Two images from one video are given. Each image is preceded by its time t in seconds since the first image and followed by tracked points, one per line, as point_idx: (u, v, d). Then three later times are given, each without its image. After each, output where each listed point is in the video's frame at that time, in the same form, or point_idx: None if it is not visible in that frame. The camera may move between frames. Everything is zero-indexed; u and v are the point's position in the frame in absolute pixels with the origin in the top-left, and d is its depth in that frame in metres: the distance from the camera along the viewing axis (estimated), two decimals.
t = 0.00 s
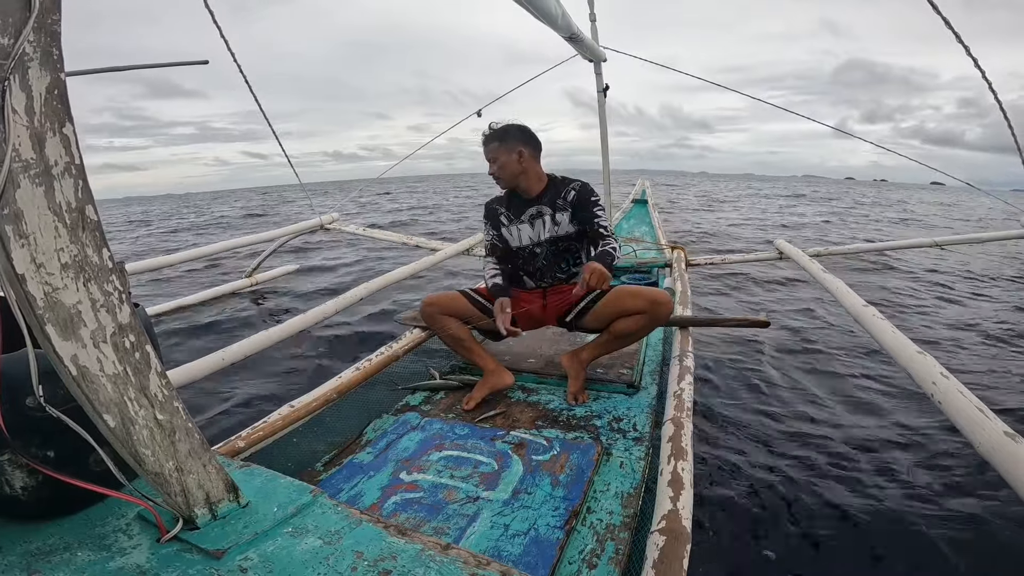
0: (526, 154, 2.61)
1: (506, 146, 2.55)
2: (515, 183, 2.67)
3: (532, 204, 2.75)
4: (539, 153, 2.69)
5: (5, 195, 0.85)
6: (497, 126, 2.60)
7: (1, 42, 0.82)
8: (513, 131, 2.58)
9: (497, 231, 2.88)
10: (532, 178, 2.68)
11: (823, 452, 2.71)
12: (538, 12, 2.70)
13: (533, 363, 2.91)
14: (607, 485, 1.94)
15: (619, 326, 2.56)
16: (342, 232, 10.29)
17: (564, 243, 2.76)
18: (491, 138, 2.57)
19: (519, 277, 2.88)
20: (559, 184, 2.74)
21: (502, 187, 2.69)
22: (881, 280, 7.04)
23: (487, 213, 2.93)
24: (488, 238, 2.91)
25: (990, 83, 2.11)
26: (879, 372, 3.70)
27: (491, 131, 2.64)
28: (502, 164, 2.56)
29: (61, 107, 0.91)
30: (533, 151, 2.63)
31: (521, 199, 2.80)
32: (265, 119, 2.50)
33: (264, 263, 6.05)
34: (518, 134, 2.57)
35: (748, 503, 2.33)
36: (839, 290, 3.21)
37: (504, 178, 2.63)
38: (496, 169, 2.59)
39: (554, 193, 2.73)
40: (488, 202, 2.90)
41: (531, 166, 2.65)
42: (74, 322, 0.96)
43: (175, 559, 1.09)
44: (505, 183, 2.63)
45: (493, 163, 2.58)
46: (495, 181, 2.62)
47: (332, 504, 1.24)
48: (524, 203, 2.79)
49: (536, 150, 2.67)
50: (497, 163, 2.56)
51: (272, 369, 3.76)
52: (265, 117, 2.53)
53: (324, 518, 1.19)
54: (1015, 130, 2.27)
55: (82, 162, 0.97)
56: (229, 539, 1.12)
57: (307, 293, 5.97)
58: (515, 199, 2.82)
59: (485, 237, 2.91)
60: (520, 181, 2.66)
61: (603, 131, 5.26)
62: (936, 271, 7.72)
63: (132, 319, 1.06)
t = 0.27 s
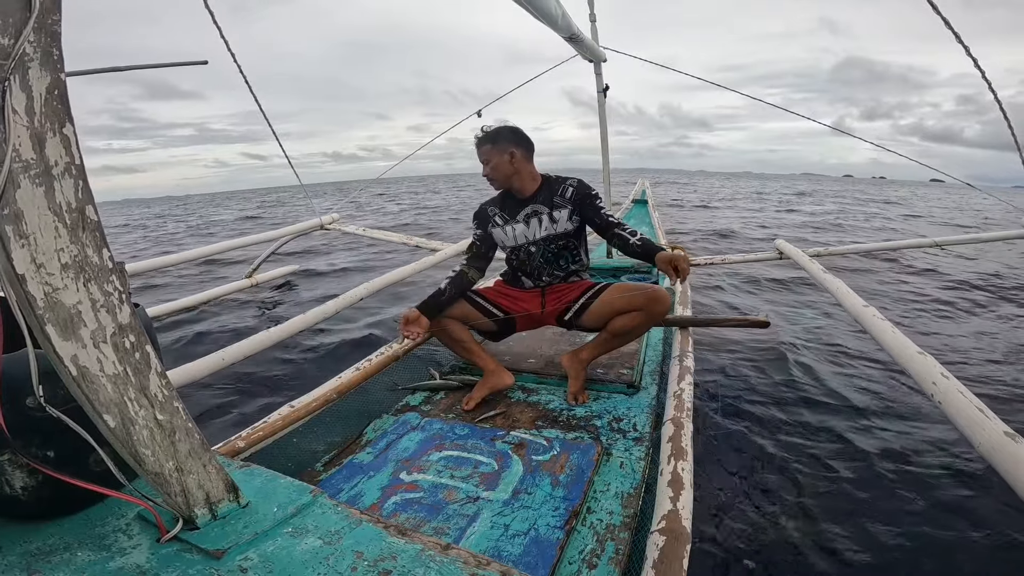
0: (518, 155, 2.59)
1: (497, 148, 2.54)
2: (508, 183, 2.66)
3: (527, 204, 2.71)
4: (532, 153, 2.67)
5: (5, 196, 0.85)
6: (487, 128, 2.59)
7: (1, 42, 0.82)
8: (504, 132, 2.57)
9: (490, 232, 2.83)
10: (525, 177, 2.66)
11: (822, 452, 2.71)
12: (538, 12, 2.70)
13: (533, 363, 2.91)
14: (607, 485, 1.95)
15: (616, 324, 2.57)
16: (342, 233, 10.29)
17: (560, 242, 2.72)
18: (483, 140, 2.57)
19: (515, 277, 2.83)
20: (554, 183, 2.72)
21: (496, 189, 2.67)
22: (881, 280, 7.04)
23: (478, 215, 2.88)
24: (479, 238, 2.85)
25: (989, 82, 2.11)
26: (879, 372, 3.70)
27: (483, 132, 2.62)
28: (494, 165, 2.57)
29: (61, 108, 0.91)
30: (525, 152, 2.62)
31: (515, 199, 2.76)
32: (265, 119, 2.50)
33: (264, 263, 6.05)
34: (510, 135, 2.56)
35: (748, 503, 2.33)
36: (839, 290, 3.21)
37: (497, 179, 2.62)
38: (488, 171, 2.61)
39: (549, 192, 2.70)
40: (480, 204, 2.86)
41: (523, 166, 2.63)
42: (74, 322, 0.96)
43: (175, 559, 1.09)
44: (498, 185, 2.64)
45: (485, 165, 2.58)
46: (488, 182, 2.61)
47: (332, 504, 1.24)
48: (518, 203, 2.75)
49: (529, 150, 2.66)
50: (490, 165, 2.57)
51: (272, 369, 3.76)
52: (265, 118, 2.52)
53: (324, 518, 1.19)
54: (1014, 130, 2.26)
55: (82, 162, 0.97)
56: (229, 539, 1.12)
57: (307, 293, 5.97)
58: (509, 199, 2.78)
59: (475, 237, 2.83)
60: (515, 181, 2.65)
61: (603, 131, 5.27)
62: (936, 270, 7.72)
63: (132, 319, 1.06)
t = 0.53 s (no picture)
0: (515, 156, 2.60)
1: (494, 150, 2.57)
2: (506, 184, 2.68)
3: (523, 203, 2.78)
4: (529, 153, 2.69)
5: (5, 195, 0.85)
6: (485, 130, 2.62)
7: (0, 42, 0.82)
8: (501, 134, 2.58)
9: (491, 232, 2.91)
10: (523, 177, 2.68)
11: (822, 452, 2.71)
12: (537, 12, 2.70)
13: (533, 363, 2.91)
14: (607, 485, 1.94)
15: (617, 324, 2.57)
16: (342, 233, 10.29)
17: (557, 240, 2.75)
18: (480, 141, 2.59)
19: (515, 275, 2.86)
20: (550, 183, 2.77)
21: (494, 189, 2.70)
22: (881, 279, 7.04)
23: (481, 215, 2.97)
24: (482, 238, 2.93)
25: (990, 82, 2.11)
26: (880, 372, 3.70)
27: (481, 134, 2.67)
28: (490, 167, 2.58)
29: (60, 108, 0.91)
30: (521, 152, 2.63)
31: (513, 199, 2.83)
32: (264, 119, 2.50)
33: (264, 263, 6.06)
34: (506, 136, 2.58)
35: (748, 503, 2.33)
36: (839, 290, 3.21)
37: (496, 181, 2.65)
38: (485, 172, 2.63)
39: (545, 191, 2.75)
40: (481, 205, 2.93)
41: (520, 167, 2.65)
42: (74, 322, 0.96)
43: (175, 559, 1.09)
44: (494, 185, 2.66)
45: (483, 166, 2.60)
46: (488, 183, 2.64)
47: (332, 504, 1.24)
48: (516, 203, 2.81)
49: (525, 151, 2.67)
50: (486, 166, 2.58)
51: (272, 369, 3.76)
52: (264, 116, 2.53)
53: (324, 518, 1.19)
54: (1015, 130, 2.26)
55: (82, 162, 0.97)
56: (229, 539, 1.12)
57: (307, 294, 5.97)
58: (508, 199, 2.85)
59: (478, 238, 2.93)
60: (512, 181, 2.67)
61: (603, 132, 5.27)
62: (937, 270, 7.71)
63: (132, 319, 1.06)
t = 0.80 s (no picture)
0: (528, 152, 2.61)
1: (507, 146, 2.57)
2: (516, 180, 2.70)
3: (529, 199, 2.80)
4: (541, 150, 2.70)
5: (5, 195, 0.85)
6: (492, 128, 2.60)
7: (0, 41, 0.82)
8: (512, 132, 2.57)
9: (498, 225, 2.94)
10: (532, 175, 2.70)
11: (821, 452, 2.71)
12: (537, 12, 2.70)
13: (533, 363, 2.91)
14: (607, 485, 1.94)
15: (615, 324, 2.57)
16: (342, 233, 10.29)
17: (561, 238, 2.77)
18: (491, 137, 2.58)
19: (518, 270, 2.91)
20: (554, 180, 2.77)
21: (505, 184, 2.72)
22: (881, 280, 7.04)
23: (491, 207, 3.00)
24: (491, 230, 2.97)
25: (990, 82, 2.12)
26: (880, 372, 3.69)
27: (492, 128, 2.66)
28: (503, 163, 2.59)
29: (60, 107, 0.91)
30: (533, 149, 2.64)
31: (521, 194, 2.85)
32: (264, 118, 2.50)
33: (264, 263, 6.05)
34: (518, 134, 2.57)
35: (748, 503, 2.33)
36: (839, 289, 3.21)
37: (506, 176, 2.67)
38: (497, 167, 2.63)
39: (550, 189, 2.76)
40: (489, 198, 2.96)
41: (532, 163, 2.67)
42: (74, 322, 0.96)
43: (175, 559, 1.09)
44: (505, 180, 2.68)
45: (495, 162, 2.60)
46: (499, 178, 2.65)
47: (331, 504, 1.24)
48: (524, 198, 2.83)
49: (536, 146, 2.68)
50: (498, 161, 2.59)
51: (272, 369, 3.76)
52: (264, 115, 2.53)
53: (324, 518, 1.19)
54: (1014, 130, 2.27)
55: (81, 162, 0.97)
56: (229, 539, 1.12)
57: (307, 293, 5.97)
58: (516, 193, 2.87)
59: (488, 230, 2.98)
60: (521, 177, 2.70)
61: (603, 132, 5.27)
62: (937, 271, 7.72)
63: (132, 319, 1.06)
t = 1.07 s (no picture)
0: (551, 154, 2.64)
1: (533, 146, 2.56)
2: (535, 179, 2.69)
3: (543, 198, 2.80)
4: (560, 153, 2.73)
5: (5, 194, 0.85)
6: (514, 125, 2.58)
7: (0, 41, 0.82)
8: (535, 132, 2.55)
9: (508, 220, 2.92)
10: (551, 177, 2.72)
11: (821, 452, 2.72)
12: (537, 12, 2.71)
13: (533, 363, 2.91)
14: (606, 485, 1.94)
15: (608, 324, 2.57)
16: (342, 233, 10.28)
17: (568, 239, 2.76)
18: (513, 134, 2.57)
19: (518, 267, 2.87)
20: (570, 182, 2.77)
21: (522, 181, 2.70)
22: (880, 281, 7.05)
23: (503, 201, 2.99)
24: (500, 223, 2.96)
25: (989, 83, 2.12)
26: (879, 372, 3.70)
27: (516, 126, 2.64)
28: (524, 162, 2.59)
29: (60, 107, 0.91)
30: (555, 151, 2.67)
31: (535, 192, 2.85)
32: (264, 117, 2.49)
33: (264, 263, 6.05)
34: (541, 135, 2.57)
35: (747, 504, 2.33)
36: (838, 290, 3.21)
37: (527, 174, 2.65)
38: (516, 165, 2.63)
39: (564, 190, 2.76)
40: (504, 190, 2.96)
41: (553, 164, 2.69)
42: (74, 322, 0.96)
43: (175, 558, 1.09)
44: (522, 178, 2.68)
45: (521, 159, 2.58)
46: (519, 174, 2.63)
47: (331, 504, 1.24)
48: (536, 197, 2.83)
49: (557, 148, 2.69)
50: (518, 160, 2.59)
51: (272, 369, 3.76)
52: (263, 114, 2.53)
53: (324, 518, 1.19)
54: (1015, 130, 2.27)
55: (81, 162, 0.97)
56: (229, 539, 1.12)
57: (306, 293, 5.97)
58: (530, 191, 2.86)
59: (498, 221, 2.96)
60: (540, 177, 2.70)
61: (603, 132, 5.27)
62: (936, 272, 7.73)
63: (132, 319, 1.06)
